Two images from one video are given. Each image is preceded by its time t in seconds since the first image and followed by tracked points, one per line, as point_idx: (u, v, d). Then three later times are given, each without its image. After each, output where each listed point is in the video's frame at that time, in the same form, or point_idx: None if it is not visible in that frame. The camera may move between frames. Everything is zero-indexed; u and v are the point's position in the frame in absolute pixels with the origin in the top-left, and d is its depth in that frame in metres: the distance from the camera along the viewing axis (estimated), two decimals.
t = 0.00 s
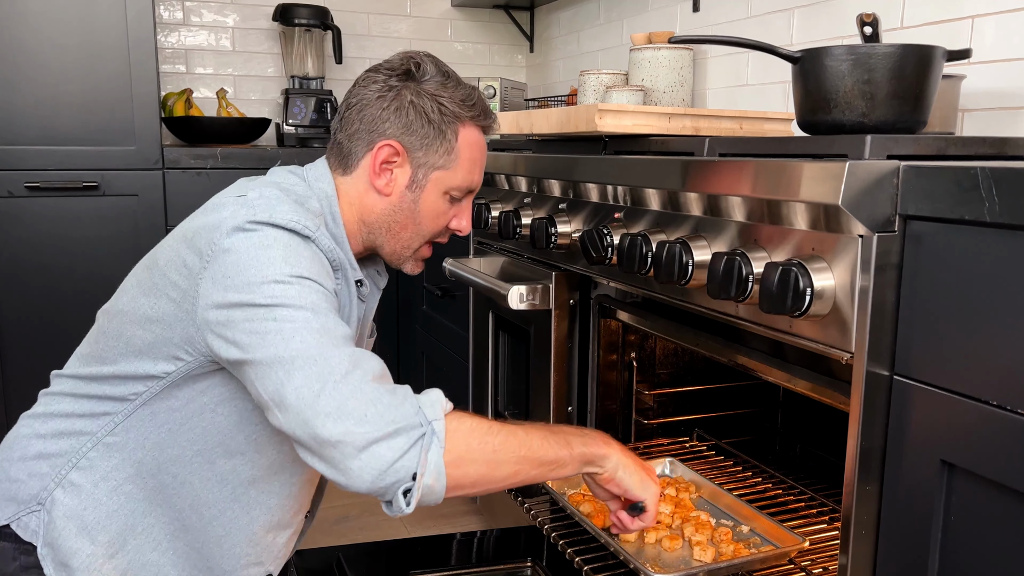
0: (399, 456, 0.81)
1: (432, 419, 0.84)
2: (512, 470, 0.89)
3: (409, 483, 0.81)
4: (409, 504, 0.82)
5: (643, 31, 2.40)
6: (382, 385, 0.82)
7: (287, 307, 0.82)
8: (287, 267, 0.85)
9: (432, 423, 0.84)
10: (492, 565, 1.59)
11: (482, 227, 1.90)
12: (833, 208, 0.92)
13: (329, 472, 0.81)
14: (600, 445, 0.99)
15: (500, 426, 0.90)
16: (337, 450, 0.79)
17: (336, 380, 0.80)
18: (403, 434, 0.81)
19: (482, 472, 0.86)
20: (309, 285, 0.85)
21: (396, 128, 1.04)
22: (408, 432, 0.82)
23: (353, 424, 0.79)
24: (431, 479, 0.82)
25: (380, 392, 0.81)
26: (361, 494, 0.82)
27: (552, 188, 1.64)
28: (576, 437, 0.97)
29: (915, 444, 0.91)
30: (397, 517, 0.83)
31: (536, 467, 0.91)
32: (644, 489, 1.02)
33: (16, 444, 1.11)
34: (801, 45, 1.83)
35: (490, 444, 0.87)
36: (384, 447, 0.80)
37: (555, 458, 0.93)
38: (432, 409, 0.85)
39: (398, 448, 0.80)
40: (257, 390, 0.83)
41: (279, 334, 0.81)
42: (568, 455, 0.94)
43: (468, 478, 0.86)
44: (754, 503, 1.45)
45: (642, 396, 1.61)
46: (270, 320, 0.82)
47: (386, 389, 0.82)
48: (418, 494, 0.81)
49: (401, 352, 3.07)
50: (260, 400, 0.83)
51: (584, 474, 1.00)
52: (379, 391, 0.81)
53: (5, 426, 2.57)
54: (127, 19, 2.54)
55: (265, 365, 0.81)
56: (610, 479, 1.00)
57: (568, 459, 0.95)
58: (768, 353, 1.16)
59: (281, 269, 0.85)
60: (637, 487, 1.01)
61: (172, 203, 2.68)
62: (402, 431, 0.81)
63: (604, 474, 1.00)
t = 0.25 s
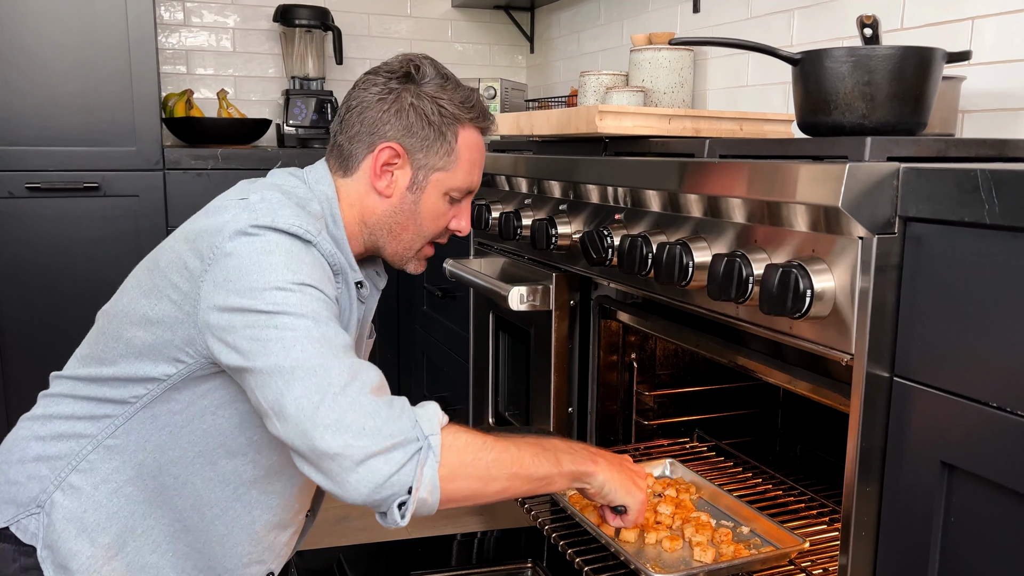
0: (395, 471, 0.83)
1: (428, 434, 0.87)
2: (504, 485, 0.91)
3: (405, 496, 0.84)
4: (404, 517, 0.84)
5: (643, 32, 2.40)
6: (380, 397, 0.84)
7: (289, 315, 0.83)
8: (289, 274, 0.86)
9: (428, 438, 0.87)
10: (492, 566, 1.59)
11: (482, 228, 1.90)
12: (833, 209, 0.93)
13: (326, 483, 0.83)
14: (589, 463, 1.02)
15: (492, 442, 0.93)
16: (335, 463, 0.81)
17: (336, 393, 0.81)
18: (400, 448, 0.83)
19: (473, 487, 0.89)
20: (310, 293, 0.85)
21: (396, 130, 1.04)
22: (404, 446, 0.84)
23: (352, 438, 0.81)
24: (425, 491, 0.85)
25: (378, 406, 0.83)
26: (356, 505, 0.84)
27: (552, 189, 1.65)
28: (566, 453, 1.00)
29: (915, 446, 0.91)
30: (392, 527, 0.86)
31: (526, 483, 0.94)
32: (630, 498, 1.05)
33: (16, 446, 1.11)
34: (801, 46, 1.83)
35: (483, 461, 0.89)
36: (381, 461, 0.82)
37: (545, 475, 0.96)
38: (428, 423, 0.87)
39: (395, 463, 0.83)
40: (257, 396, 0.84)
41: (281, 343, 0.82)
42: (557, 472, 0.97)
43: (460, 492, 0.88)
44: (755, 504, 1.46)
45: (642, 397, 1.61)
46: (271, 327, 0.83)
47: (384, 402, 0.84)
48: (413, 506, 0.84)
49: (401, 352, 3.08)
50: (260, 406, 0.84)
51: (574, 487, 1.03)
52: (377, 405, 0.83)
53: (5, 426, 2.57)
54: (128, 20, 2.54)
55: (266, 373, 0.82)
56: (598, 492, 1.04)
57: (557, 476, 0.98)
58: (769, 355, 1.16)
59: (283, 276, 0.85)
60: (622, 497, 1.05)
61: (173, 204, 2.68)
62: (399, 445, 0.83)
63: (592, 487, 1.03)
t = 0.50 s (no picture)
0: (349, 481, 0.80)
1: (386, 440, 0.85)
2: (472, 482, 0.88)
3: (362, 504, 0.82)
4: (362, 526, 0.82)
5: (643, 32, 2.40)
6: (344, 403, 0.82)
7: (269, 319, 0.83)
8: (276, 277, 0.86)
9: (385, 444, 0.84)
10: (493, 566, 1.59)
11: (482, 228, 1.90)
12: (833, 209, 0.93)
13: (283, 492, 0.82)
14: (571, 446, 0.96)
15: (458, 439, 0.89)
16: (288, 475, 0.79)
17: (297, 402, 0.79)
18: (355, 457, 0.81)
19: (438, 489, 0.86)
20: (296, 297, 0.86)
21: (395, 129, 1.04)
22: (360, 455, 0.82)
23: (304, 450, 0.78)
24: (386, 498, 0.83)
25: (337, 413, 0.81)
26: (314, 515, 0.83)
27: (552, 189, 1.65)
28: (541, 440, 0.94)
29: (915, 445, 0.91)
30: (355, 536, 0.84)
31: (499, 477, 0.89)
32: (629, 473, 0.99)
33: (14, 448, 1.11)
34: (801, 46, 1.83)
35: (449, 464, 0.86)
36: (333, 472, 0.80)
37: (519, 465, 0.91)
38: (386, 429, 0.85)
39: (348, 473, 0.80)
40: (234, 401, 0.84)
41: (257, 348, 0.82)
42: (535, 463, 0.92)
43: (425, 494, 0.86)
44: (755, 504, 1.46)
45: (642, 397, 1.61)
46: (252, 331, 0.83)
47: (346, 408, 0.82)
48: (370, 515, 0.82)
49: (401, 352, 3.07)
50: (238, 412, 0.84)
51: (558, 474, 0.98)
52: (338, 413, 0.81)
53: (6, 426, 2.57)
54: (128, 20, 2.54)
55: (240, 379, 0.82)
56: (589, 477, 0.98)
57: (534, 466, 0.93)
58: (769, 354, 1.16)
59: (270, 279, 0.86)
60: (618, 472, 0.99)
61: (173, 204, 2.68)
62: (354, 453, 0.81)
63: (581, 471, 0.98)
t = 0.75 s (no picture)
0: (317, 482, 0.81)
1: (354, 437, 0.83)
2: (449, 473, 0.87)
3: (333, 504, 0.82)
4: (335, 526, 0.83)
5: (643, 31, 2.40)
6: (315, 402, 0.82)
7: (252, 319, 0.83)
8: (263, 277, 0.86)
9: (353, 442, 0.83)
10: (492, 566, 1.59)
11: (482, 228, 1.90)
12: (833, 209, 0.92)
13: (258, 493, 0.83)
14: (552, 427, 0.95)
15: (432, 431, 0.88)
16: (258, 476, 0.80)
17: (270, 402, 0.80)
18: (323, 457, 0.81)
19: (413, 482, 0.85)
20: (282, 297, 0.86)
21: (385, 122, 1.04)
22: (327, 454, 0.81)
23: (271, 451, 0.79)
24: (358, 497, 0.83)
25: (306, 413, 0.81)
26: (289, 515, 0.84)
27: (552, 189, 1.65)
28: (521, 424, 0.94)
29: (915, 446, 0.91)
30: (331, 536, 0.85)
31: (476, 467, 0.88)
32: (612, 457, 0.96)
33: (12, 450, 1.11)
34: (801, 45, 1.83)
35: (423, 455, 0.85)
36: (300, 473, 0.80)
37: (496, 451, 0.90)
38: (354, 426, 0.83)
39: (316, 474, 0.81)
40: (219, 402, 0.85)
41: (239, 349, 0.82)
42: (513, 446, 0.91)
43: (398, 490, 0.85)
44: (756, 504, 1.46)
45: (642, 397, 1.61)
46: (235, 331, 0.83)
47: (316, 407, 0.82)
48: (342, 514, 0.82)
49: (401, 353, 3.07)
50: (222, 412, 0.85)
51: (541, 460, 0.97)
52: (307, 413, 0.81)
53: (5, 426, 2.56)
54: (128, 20, 2.54)
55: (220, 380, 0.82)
56: (575, 461, 0.96)
57: (514, 451, 0.92)
58: (769, 354, 1.16)
59: (257, 279, 0.86)
60: (602, 455, 0.96)
61: (173, 204, 2.68)
62: (322, 452, 0.81)
63: (566, 455, 0.96)
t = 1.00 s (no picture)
0: (331, 502, 0.82)
1: (365, 456, 0.84)
2: (452, 482, 0.87)
3: (346, 522, 0.83)
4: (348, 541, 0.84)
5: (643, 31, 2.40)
6: (323, 420, 0.82)
7: (253, 332, 0.83)
8: (263, 287, 0.86)
9: (365, 461, 0.84)
10: (492, 566, 1.59)
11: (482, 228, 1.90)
12: (832, 208, 0.92)
13: (269, 510, 0.84)
14: (544, 433, 0.96)
15: (437, 442, 0.88)
16: (271, 496, 0.81)
17: (279, 421, 0.80)
18: (336, 477, 0.82)
19: (419, 496, 0.86)
20: (282, 307, 0.86)
21: (375, 118, 1.05)
22: (340, 475, 0.82)
23: (286, 473, 0.80)
24: (369, 513, 0.84)
25: (318, 432, 0.81)
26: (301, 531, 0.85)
27: (552, 189, 1.65)
28: (516, 432, 0.94)
29: (915, 445, 0.91)
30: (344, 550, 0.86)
31: (477, 475, 0.89)
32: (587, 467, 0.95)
33: (10, 450, 1.11)
34: (801, 45, 1.83)
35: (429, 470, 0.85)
36: (315, 494, 0.81)
37: (492, 460, 0.90)
38: (365, 445, 0.84)
39: (330, 494, 0.81)
40: (223, 415, 0.86)
41: (242, 364, 0.82)
42: (509, 455, 0.92)
43: (405, 504, 0.85)
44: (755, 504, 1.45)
45: (642, 397, 1.61)
46: (238, 346, 0.83)
47: (325, 425, 0.82)
48: (354, 531, 0.83)
49: (401, 353, 3.07)
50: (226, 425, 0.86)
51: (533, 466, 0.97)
52: (319, 431, 0.82)
53: (5, 426, 2.56)
54: (128, 20, 2.54)
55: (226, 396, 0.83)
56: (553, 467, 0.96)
57: (508, 459, 0.92)
58: (768, 353, 1.15)
59: (256, 289, 0.86)
60: (577, 463, 0.95)
61: (173, 204, 2.67)
62: (336, 473, 0.82)
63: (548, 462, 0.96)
